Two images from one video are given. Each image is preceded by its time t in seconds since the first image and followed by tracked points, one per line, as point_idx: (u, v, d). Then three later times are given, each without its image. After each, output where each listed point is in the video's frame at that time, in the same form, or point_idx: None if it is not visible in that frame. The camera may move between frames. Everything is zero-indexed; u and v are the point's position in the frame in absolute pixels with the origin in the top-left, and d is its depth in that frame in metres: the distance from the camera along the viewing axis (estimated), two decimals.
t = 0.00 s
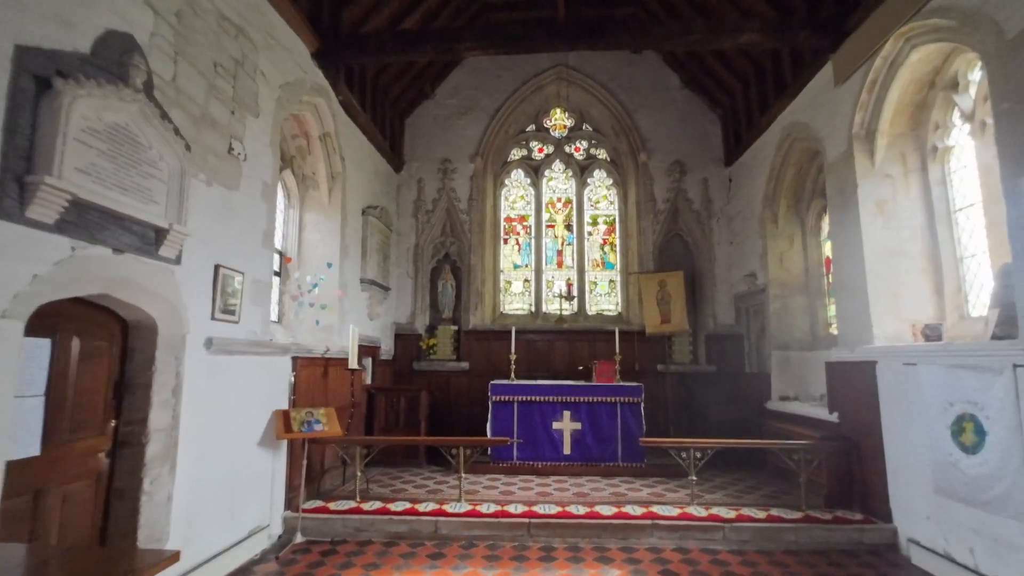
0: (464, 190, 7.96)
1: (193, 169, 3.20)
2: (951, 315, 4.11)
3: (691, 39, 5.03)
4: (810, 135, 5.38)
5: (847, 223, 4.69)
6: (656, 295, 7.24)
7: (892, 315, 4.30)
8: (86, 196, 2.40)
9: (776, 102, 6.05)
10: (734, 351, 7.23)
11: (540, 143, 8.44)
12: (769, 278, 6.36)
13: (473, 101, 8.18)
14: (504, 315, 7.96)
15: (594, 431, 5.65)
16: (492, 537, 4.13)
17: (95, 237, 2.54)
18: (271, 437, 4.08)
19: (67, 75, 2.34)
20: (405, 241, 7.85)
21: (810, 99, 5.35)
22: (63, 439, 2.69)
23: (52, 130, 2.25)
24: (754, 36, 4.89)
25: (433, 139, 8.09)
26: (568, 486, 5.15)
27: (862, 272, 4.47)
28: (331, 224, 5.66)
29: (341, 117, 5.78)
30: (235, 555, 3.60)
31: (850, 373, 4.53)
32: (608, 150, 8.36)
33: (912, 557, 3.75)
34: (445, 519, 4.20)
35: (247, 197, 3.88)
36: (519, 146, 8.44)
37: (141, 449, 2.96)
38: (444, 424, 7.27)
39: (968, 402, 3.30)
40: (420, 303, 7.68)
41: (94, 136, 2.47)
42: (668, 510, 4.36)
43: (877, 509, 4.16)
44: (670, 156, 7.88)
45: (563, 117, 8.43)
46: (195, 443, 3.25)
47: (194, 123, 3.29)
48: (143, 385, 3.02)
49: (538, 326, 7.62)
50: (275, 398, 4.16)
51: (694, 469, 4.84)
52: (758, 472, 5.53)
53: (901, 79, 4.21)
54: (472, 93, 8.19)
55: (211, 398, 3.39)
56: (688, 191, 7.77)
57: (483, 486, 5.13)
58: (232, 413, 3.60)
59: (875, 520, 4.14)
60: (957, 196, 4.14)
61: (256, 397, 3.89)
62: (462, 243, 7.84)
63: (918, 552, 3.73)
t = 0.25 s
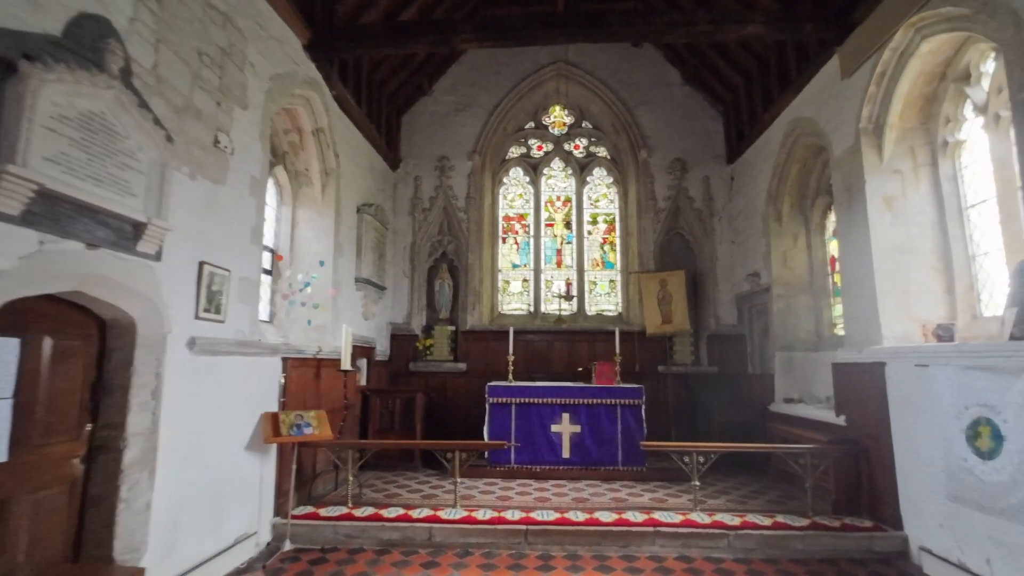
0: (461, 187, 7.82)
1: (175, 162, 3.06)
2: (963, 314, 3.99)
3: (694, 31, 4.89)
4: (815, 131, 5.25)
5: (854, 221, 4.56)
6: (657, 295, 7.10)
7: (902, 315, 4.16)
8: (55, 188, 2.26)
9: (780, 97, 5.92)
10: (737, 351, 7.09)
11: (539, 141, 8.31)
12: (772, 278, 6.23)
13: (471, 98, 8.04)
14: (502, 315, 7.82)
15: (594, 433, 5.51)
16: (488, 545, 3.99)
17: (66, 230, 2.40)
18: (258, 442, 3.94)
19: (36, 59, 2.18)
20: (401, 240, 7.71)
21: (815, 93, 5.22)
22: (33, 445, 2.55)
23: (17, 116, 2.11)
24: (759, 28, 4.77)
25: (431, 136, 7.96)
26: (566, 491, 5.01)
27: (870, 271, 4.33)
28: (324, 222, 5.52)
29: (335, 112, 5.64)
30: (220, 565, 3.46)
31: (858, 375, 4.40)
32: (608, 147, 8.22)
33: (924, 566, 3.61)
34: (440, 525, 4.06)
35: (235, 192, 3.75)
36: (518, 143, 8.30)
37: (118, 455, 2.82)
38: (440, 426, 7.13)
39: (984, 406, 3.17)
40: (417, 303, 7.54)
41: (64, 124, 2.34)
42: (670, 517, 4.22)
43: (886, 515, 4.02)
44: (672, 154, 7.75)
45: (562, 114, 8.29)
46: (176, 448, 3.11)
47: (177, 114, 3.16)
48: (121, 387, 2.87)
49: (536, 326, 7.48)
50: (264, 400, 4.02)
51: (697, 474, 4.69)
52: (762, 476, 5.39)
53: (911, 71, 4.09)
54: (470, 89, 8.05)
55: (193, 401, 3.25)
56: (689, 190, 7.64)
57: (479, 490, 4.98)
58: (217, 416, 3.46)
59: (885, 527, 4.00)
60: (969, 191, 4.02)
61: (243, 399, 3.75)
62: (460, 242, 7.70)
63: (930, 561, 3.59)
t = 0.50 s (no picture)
0: (459, 184, 7.65)
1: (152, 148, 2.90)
2: (982, 312, 3.84)
3: (699, 19, 4.81)
4: (823, 124, 5.08)
5: (865, 216, 4.40)
6: (660, 294, 6.92)
7: (918, 313, 4.00)
8: (15, 168, 2.10)
9: (786, 90, 5.76)
10: (741, 352, 6.92)
11: (538, 137, 8.12)
12: (778, 276, 6.06)
13: (469, 93, 7.88)
14: (501, 314, 7.64)
15: (595, 436, 5.33)
16: (485, 553, 3.81)
17: (30, 216, 2.24)
18: (244, 444, 3.76)
19: None
20: (397, 238, 7.54)
21: (824, 85, 5.06)
22: None
23: None
24: (766, 14, 4.67)
25: (428, 132, 7.79)
26: (567, 496, 4.83)
27: (883, 267, 4.16)
28: (317, 217, 5.35)
29: (328, 104, 5.47)
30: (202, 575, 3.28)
31: (870, 376, 4.23)
32: (609, 143, 8.03)
33: None
34: (435, 532, 3.88)
35: (220, 183, 3.58)
36: (517, 139, 8.13)
37: (90, 459, 2.64)
38: (437, 428, 6.95)
39: (1009, 407, 3.01)
40: (414, 302, 7.37)
41: (25, 100, 2.19)
42: (675, 523, 4.04)
43: (902, 522, 3.84)
44: (674, 150, 7.58)
45: (563, 110, 8.14)
46: (154, 452, 2.93)
47: (157, 98, 2.99)
48: (93, 388, 2.68)
49: (536, 325, 7.31)
50: (250, 401, 3.83)
51: (704, 478, 4.52)
52: (769, 481, 5.22)
53: (925, 59, 3.93)
54: (468, 84, 7.89)
55: (172, 402, 3.06)
56: (692, 186, 7.47)
57: (476, 495, 4.81)
58: (199, 418, 3.28)
59: (900, 535, 3.82)
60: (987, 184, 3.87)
61: (228, 400, 3.58)
62: (458, 239, 7.53)
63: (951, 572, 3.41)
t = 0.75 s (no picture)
0: (458, 181, 7.49)
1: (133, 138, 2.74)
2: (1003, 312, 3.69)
3: (707, 8, 4.70)
4: (834, 119, 4.93)
5: (878, 213, 4.25)
6: (664, 295, 6.75)
7: (935, 314, 3.85)
8: None
9: (794, 84, 5.61)
10: (747, 354, 6.76)
11: (539, 134, 7.98)
12: (785, 276, 5.91)
13: (469, 89, 7.72)
14: (501, 315, 7.49)
15: (598, 440, 5.17)
16: (485, 563, 3.65)
17: None
18: (232, 450, 3.59)
19: None
20: (395, 237, 7.38)
21: (834, 79, 4.91)
22: None
23: None
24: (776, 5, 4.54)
25: (427, 128, 7.63)
26: (569, 502, 4.67)
27: (898, 266, 4.01)
28: (311, 214, 5.19)
29: (323, 98, 5.31)
30: None
31: (884, 379, 4.07)
32: (612, 141, 7.91)
33: None
34: (432, 542, 3.72)
35: (207, 176, 3.42)
36: (517, 137, 7.98)
37: (64, 468, 2.48)
38: (436, 431, 6.79)
39: None
40: (412, 302, 7.21)
41: None
42: (682, 532, 3.88)
43: (919, 532, 3.69)
44: (678, 147, 7.43)
45: (564, 106, 7.99)
46: (135, 460, 2.77)
47: (139, 85, 2.84)
48: (69, 393, 2.52)
49: (537, 326, 7.15)
50: (239, 404, 3.67)
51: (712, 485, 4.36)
52: (778, 487, 5.06)
53: (943, 49, 3.78)
54: (468, 80, 7.74)
55: (155, 407, 2.90)
56: (696, 184, 7.32)
57: (475, 502, 4.65)
58: (184, 424, 3.12)
59: (918, 546, 3.67)
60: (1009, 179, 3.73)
61: (216, 404, 3.42)
62: (457, 238, 7.37)
63: None
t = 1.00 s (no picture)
0: (457, 179, 7.37)
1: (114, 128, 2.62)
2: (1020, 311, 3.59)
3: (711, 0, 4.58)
4: (842, 114, 4.81)
5: (888, 210, 4.13)
6: (666, 295, 6.63)
7: (948, 313, 3.73)
8: None
9: (801, 79, 5.50)
10: (751, 355, 6.63)
11: (540, 132, 7.86)
12: (791, 275, 5.79)
13: (468, 86, 7.61)
14: (500, 315, 7.36)
15: (600, 443, 5.05)
16: (483, 572, 3.52)
17: None
18: (221, 454, 3.46)
19: None
20: (393, 235, 7.26)
21: (842, 73, 4.79)
22: None
23: None
24: None
25: (426, 126, 7.52)
26: (570, 508, 4.55)
27: (910, 265, 3.88)
28: (307, 212, 5.07)
29: (319, 93, 5.19)
30: None
31: (896, 381, 3.94)
32: (614, 139, 7.77)
33: None
34: (429, 549, 3.58)
35: (196, 171, 3.29)
36: (517, 134, 7.86)
37: (40, 474, 2.36)
38: (434, 434, 6.66)
39: None
40: (410, 302, 7.09)
41: None
42: (688, 539, 3.76)
43: (934, 540, 3.56)
44: (681, 145, 7.31)
45: (565, 104, 7.88)
46: (116, 465, 2.64)
47: (123, 74, 2.72)
48: (47, 396, 2.40)
49: (537, 327, 7.03)
50: (230, 407, 3.55)
51: (718, 490, 4.23)
52: (784, 492, 4.94)
53: (957, 40, 3.67)
54: (467, 76, 7.62)
55: (138, 410, 2.78)
56: (699, 182, 7.20)
57: (474, 507, 4.52)
58: (170, 428, 3.00)
59: (932, 554, 3.54)
60: None
61: (204, 407, 3.29)
62: (456, 237, 7.25)
63: None
